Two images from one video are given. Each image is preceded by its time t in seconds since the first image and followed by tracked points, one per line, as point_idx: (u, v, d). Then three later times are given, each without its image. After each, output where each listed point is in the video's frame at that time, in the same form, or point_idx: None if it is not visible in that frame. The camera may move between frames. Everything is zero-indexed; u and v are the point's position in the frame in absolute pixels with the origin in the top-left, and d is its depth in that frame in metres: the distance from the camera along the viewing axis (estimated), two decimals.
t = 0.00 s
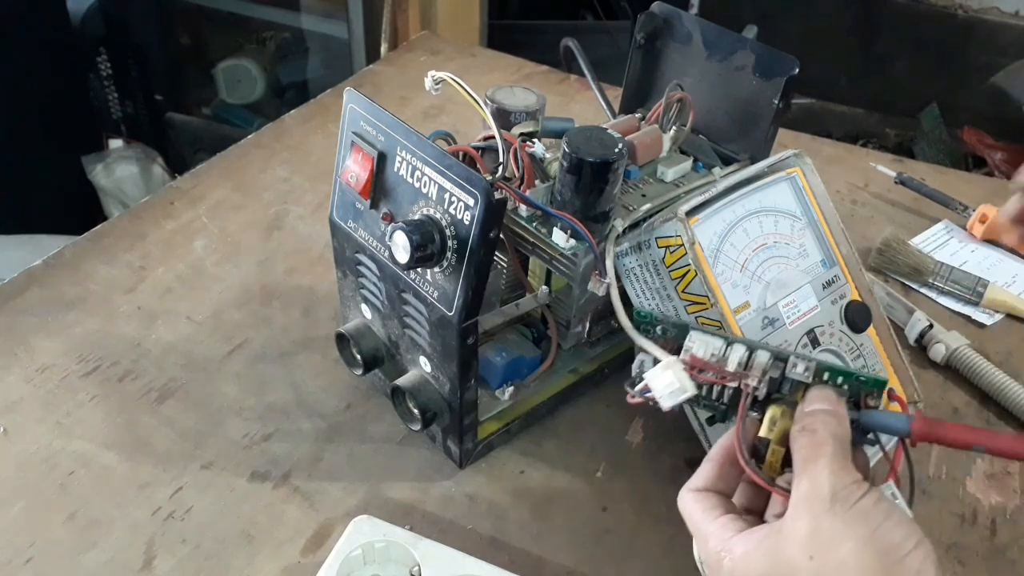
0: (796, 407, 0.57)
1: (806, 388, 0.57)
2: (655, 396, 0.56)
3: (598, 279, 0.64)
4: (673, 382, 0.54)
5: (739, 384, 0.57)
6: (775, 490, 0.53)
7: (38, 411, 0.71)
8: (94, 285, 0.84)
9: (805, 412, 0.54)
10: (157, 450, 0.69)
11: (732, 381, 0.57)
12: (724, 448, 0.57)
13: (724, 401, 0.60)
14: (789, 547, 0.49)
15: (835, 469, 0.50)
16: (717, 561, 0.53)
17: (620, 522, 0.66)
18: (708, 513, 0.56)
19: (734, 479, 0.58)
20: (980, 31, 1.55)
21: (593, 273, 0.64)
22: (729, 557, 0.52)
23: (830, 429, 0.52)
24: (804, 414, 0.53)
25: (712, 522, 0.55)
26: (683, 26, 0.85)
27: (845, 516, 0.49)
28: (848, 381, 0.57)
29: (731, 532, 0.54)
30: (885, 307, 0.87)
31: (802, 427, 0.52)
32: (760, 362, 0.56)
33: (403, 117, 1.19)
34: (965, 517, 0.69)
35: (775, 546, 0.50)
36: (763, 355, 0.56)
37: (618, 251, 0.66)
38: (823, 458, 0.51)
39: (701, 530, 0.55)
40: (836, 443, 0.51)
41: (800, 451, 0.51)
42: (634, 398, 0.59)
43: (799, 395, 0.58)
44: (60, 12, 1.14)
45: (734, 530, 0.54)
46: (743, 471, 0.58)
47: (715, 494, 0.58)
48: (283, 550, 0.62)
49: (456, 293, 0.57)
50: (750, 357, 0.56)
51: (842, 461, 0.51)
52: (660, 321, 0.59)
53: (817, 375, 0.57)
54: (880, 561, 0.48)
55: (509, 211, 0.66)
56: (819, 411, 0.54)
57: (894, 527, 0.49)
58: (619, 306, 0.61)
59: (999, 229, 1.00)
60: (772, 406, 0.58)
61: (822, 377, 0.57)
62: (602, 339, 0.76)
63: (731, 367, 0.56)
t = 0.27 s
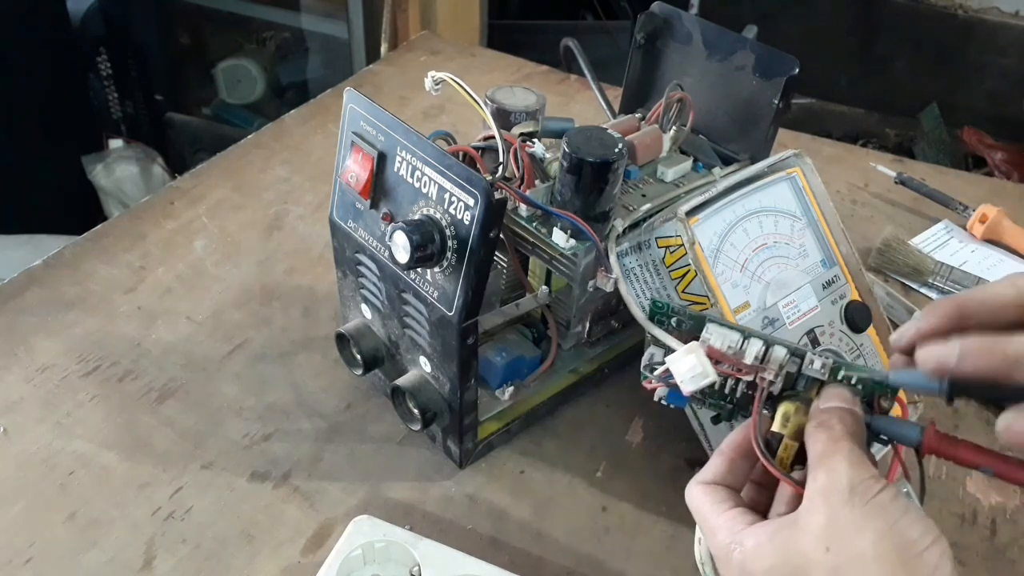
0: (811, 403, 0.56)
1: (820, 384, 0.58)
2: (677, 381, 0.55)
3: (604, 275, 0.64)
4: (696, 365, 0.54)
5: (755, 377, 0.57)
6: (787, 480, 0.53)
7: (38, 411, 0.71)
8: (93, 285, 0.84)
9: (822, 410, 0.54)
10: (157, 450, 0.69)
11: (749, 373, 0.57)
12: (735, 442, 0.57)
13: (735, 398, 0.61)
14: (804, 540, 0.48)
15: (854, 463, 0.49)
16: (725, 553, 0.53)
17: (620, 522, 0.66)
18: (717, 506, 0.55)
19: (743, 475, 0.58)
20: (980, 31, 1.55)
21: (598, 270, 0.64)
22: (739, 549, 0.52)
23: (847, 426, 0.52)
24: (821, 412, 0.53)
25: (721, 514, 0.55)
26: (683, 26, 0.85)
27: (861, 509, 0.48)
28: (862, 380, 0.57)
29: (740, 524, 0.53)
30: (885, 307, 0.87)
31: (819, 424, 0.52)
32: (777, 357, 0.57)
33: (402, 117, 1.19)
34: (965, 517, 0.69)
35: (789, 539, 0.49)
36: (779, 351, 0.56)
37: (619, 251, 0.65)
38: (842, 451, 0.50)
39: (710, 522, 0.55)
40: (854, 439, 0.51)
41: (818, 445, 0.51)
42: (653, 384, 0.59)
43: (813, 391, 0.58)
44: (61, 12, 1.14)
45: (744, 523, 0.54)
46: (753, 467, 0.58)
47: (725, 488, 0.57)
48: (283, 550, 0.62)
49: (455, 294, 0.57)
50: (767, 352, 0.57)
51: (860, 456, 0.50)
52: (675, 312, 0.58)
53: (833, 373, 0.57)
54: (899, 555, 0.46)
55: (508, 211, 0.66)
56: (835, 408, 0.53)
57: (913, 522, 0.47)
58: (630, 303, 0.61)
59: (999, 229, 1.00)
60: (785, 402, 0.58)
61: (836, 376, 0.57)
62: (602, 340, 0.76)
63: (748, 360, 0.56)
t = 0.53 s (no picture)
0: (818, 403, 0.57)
1: (827, 385, 0.58)
2: (690, 372, 0.55)
3: (609, 272, 0.64)
4: (711, 357, 0.53)
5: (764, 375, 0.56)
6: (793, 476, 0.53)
7: (38, 411, 0.71)
8: (94, 285, 0.84)
9: (831, 409, 0.54)
10: (157, 450, 0.69)
11: (757, 370, 0.57)
12: (740, 439, 0.57)
13: (740, 394, 0.61)
14: (811, 536, 0.48)
15: (863, 461, 0.49)
16: (728, 548, 0.53)
17: (620, 522, 0.66)
18: (720, 502, 0.55)
19: (747, 472, 0.57)
20: (980, 31, 1.55)
21: (601, 268, 0.64)
22: (744, 544, 0.52)
23: (856, 425, 0.52)
24: (830, 411, 0.53)
25: (724, 510, 0.55)
26: (683, 26, 0.85)
27: (869, 507, 0.48)
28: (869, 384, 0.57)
29: (744, 520, 0.53)
30: (885, 307, 0.87)
31: (828, 422, 0.52)
32: (786, 356, 0.56)
33: (402, 117, 1.19)
34: (965, 517, 0.69)
35: (795, 535, 0.49)
36: (790, 349, 0.56)
37: (619, 251, 0.65)
38: (853, 448, 0.50)
39: (713, 518, 0.55)
40: (863, 437, 0.51)
41: (828, 442, 0.51)
42: (664, 374, 0.58)
43: (821, 392, 0.58)
44: (61, 13, 1.14)
45: (747, 519, 0.54)
46: (756, 464, 0.58)
47: (728, 484, 0.57)
48: (283, 550, 0.62)
49: (455, 294, 0.57)
50: (777, 350, 0.56)
51: (868, 454, 0.50)
52: (685, 307, 0.58)
53: (840, 375, 0.56)
54: (908, 553, 0.46)
55: (509, 211, 0.66)
56: (844, 408, 0.53)
57: (920, 521, 0.47)
58: (636, 300, 0.61)
59: (999, 229, 1.00)
60: (791, 402, 0.58)
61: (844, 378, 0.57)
62: (602, 340, 0.76)
63: (758, 358, 0.56)
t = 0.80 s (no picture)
0: (820, 403, 0.57)
1: (829, 385, 0.58)
2: (692, 370, 0.54)
3: (609, 271, 0.63)
4: (714, 356, 0.53)
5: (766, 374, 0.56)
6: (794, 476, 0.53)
7: (38, 411, 0.71)
8: (94, 285, 0.84)
9: (833, 408, 0.53)
10: (157, 450, 0.69)
11: (759, 370, 0.56)
12: (742, 439, 0.57)
13: (741, 394, 0.61)
14: (812, 536, 0.48)
15: (864, 460, 0.49)
16: (729, 548, 0.53)
17: (620, 522, 0.66)
18: (721, 502, 0.55)
19: (748, 472, 0.57)
20: (980, 31, 1.55)
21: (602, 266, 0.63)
22: (745, 544, 0.52)
23: (857, 424, 0.52)
24: (832, 411, 0.53)
25: (726, 510, 0.55)
26: (683, 26, 0.85)
27: (871, 506, 0.48)
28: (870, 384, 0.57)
29: (745, 520, 0.53)
30: (885, 307, 0.87)
31: (830, 421, 0.52)
32: (788, 356, 0.56)
33: (402, 117, 1.19)
34: (965, 517, 0.69)
35: (796, 535, 0.49)
36: (791, 349, 0.56)
37: (619, 251, 0.65)
38: (854, 448, 0.50)
39: (714, 518, 0.55)
40: (864, 436, 0.51)
41: (829, 442, 0.51)
42: (665, 373, 0.58)
43: (822, 392, 0.58)
44: (61, 13, 1.14)
45: (749, 519, 0.53)
46: (757, 464, 0.58)
47: (729, 484, 0.57)
48: (283, 550, 0.62)
49: (456, 293, 0.57)
50: (779, 350, 0.56)
51: (870, 453, 0.50)
52: (687, 306, 0.58)
53: (842, 374, 0.57)
54: (909, 553, 0.46)
55: (509, 211, 0.66)
56: (845, 407, 0.53)
57: (922, 521, 0.48)
58: (638, 300, 0.61)
59: (999, 229, 1.00)
60: (793, 402, 0.58)
61: (845, 377, 0.57)
62: (602, 339, 0.76)
63: (760, 357, 0.56)
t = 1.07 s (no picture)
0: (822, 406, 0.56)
1: (831, 388, 0.57)
2: (697, 370, 0.55)
3: (610, 270, 0.62)
4: (718, 356, 0.53)
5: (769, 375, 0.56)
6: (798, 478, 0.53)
7: (38, 411, 0.71)
8: (94, 285, 0.84)
9: (835, 410, 0.53)
10: (157, 450, 0.69)
11: (762, 371, 0.57)
12: (745, 442, 0.57)
13: (744, 395, 0.61)
14: (816, 538, 0.48)
15: (868, 462, 0.50)
16: (732, 550, 0.53)
17: (620, 522, 0.66)
18: (724, 504, 0.55)
19: (751, 474, 0.57)
20: (980, 31, 1.55)
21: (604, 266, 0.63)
22: (748, 547, 0.52)
23: (860, 426, 0.52)
24: (835, 412, 0.53)
25: (729, 512, 0.54)
26: (683, 26, 0.85)
27: (876, 509, 0.48)
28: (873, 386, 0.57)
29: (749, 522, 0.53)
30: (885, 307, 0.87)
31: (833, 423, 0.52)
32: (791, 357, 0.56)
33: (402, 117, 1.19)
34: (965, 517, 0.69)
35: (800, 537, 0.49)
36: (795, 351, 0.56)
37: (619, 251, 0.65)
38: (858, 449, 0.50)
39: (717, 520, 0.55)
40: (867, 438, 0.51)
41: (832, 443, 0.51)
42: (670, 373, 0.59)
43: (824, 396, 0.57)
44: (61, 14, 1.14)
45: (752, 521, 0.53)
46: (761, 466, 0.58)
47: (732, 487, 0.57)
48: (283, 550, 0.62)
49: (456, 294, 0.57)
50: (782, 352, 0.56)
51: (873, 455, 0.50)
52: (690, 308, 0.58)
53: (845, 377, 0.56)
54: (913, 555, 0.47)
55: (509, 211, 0.66)
56: (847, 408, 0.53)
57: (926, 523, 0.48)
58: (640, 300, 0.61)
59: (999, 229, 1.00)
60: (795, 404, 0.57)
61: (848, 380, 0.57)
62: (602, 340, 0.76)
63: (763, 358, 0.56)
